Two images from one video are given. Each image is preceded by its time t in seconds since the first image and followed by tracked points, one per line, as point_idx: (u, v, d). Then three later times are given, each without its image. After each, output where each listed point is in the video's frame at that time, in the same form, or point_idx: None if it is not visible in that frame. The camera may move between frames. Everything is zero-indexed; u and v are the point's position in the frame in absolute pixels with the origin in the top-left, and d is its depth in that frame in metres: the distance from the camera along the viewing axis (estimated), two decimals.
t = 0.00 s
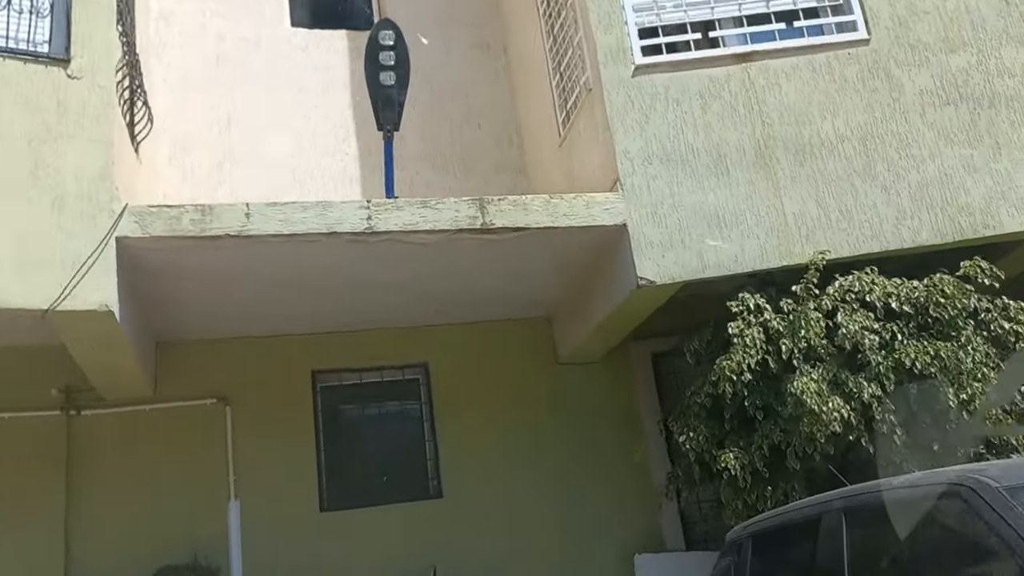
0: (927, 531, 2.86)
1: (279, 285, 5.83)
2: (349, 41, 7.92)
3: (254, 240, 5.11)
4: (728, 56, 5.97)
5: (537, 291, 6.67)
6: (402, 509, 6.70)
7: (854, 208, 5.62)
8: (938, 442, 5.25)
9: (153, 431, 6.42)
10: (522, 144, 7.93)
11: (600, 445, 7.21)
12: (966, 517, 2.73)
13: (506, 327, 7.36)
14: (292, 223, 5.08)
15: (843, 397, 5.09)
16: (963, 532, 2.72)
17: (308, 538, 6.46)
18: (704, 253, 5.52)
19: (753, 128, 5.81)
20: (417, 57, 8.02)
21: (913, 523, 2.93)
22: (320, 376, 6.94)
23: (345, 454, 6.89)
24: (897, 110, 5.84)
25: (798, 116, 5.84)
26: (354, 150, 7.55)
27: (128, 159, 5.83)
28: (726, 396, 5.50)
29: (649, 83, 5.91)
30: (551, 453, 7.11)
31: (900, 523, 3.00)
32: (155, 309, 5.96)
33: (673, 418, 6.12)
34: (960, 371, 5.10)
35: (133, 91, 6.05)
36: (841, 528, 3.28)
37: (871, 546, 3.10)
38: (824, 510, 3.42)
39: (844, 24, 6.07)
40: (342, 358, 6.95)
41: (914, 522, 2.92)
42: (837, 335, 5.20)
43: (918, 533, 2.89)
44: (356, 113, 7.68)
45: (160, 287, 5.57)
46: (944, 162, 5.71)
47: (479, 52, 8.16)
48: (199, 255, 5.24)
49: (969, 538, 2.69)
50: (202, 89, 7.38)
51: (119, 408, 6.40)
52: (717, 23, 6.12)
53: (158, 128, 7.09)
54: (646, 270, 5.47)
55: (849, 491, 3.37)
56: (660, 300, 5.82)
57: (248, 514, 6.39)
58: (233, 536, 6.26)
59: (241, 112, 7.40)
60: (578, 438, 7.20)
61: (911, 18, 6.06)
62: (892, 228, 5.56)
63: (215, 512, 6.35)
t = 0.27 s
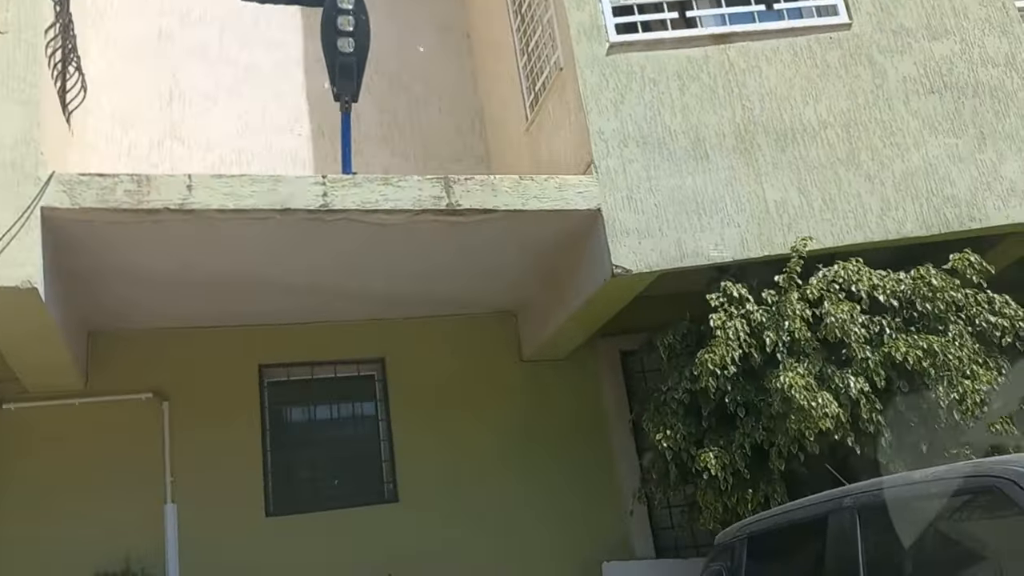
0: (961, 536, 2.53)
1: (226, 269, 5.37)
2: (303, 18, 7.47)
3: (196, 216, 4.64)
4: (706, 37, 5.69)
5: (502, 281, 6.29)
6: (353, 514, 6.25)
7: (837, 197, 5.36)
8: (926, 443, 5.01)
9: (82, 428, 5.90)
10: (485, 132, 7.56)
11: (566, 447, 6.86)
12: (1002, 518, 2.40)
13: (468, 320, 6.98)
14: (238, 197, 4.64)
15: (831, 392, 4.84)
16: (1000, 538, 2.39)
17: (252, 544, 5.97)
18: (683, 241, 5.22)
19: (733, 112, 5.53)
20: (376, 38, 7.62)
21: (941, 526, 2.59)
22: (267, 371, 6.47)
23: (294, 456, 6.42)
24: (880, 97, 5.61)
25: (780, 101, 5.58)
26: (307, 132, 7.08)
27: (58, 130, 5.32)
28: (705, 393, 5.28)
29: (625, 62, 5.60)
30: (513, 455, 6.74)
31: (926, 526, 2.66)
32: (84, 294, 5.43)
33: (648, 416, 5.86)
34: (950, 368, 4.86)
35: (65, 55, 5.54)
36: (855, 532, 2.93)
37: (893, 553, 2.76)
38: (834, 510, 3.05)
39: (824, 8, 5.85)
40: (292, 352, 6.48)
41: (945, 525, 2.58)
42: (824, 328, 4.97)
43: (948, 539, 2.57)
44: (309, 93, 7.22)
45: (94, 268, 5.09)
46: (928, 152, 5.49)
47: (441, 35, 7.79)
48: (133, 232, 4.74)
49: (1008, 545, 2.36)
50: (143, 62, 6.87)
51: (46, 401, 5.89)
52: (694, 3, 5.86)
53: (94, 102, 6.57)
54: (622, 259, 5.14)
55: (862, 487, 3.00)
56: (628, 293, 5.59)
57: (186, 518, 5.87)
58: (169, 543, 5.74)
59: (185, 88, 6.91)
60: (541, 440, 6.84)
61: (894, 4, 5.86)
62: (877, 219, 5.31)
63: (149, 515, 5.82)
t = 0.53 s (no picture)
0: (972, 527, 2.42)
1: (177, 249, 5.01)
2: None
3: (146, 186, 4.27)
4: (690, 16, 5.45)
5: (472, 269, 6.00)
6: (311, 513, 5.90)
7: (824, 183, 5.18)
8: (912, 438, 4.85)
9: (18, 419, 5.47)
10: (455, 116, 7.27)
11: (536, 444, 6.59)
12: None
13: (435, 311, 6.69)
14: (193, 167, 4.30)
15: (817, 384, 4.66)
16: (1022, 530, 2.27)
17: (202, 545, 5.59)
18: (666, 226, 4.99)
19: (717, 94, 5.31)
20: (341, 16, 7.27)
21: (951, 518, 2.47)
22: (220, 362, 6.11)
23: (249, 451, 6.03)
24: (867, 83, 5.44)
25: (765, 84, 5.36)
26: (267, 111, 6.72)
27: None
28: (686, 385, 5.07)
29: (605, 40, 5.34)
30: (479, 453, 6.44)
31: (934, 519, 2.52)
32: (21, 275, 5.02)
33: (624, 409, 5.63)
34: (938, 360, 4.71)
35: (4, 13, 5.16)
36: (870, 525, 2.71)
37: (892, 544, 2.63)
38: (844, 503, 2.84)
39: None
40: (248, 341, 6.13)
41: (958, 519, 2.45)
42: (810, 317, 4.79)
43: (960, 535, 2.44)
44: (271, 71, 6.86)
45: (31, 244, 4.70)
46: (916, 139, 5.34)
47: (410, 16, 7.48)
48: (77, 203, 4.33)
49: None
50: (92, 32, 6.44)
51: None
52: None
53: (38, 72, 6.15)
54: (603, 243, 4.89)
55: (873, 476, 2.81)
56: (604, 283, 5.37)
57: (131, 516, 5.48)
58: (113, 542, 5.35)
59: (138, 60, 6.50)
60: (509, 436, 6.56)
61: None
62: (865, 207, 5.15)
63: (92, 513, 5.41)
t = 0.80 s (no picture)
0: (973, 527, 2.35)
1: (145, 233, 4.74)
2: None
3: (112, 163, 3.99)
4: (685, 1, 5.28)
5: (456, 261, 5.78)
6: (284, 514, 5.63)
7: (821, 174, 5.03)
8: (910, 437, 4.69)
9: None
10: (438, 106, 7.05)
11: (518, 443, 6.37)
12: None
13: (415, 305, 6.46)
14: (164, 143, 4.04)
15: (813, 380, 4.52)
16: None
17: (168, 546, 5.30)
18: (659, 216, 4.80)
19: (712, 82, 5.14)
20: None
21: (954, 520, 2.39)
22: (190, 356, 5.83)
23: (219, 449, 5.75)
24: (865, 74, 5.30)
25: (762, 72, 5.20)
26: (242, 96, 6.46)
27: None
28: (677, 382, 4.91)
29: (597, 23, 5.15)
30: (459, 452, 6.22)
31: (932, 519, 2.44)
32: None
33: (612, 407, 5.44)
34: (939, 356, 4.55)
35: None
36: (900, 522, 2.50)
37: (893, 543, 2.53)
38: (869, 499, 2.61)
39: None
40: (219, 334, 5.87)
41: (960, 521, 2.38)
42: (806, 312, 4.65)
43: (961, 536, 2.37)
44: (246, 54, 6.60)
45: None
46: (914, 132, 5.20)
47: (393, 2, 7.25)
48: (36, 179, 4.04)
49: None
50: (58, 10, 6.14)
51: None
52: None
53: None
54: (595, 233, 4.69)
55: (901, 469, 2.58)
56: (598, 274, 5.10)
57: (93, 516, 5.18)
58: (72, 543, 5.04)
59: (107, 40, 6.21)
60: (491, 436, 6.33)
61: None
62: (863, 199, 5.00)
63: (50, 513, 5.10)
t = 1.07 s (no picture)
0: (974, 530, 2.24)
1: (126, 224, 4.59)
2: None
3: (92, 150, 3.85)
4: None
5: (447, 257, 5.66)
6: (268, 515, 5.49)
7: (820, 171, 4.95)
8: (908, 437, 4.63)
9: None
10: (429, 101, 6.93)
11: (508, 444, 6.26)
12: None
13: (404, 303, 6.33)
14: (147, 129, 3.90)
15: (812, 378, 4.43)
16: None
17: (147, 549, 5.15)
18: (656, 211, 4.71)
19: (710, 76, 5.05)
20: None
21: (953, 523, 2.28)
22: (172, 353, 5.66)
23: (202, 448, 5.60)
24: (864, 70, 5.22)
25: (760, 67, 5.11)
26: (229, 88, 6.32)
27: None
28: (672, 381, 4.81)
29: (593, 16, 5.05)
30: (448, 452, 6.10)
31: (931, 522, 2.33)
32: None
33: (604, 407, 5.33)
34: (938, 354, 4.48)
35: None
36: (906, 524, 2.39)
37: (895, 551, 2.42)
38: (874, 500, 2.51)
39: None
40: (203, 330, 5.73)
41: (959, 524, 2.27)
42: (804, 309, 4.56)
43: (962, 540, 2.26)
44: (234, 46, 6.46)
45: None
46: (913, 129, 5.13)
47: None
48: (13, 166, 3.89)
49: None
50: None
51: None
52: None
53: None
54: (590, 228, 4.59)
55: (907, 468, 2.47)
56: (592, 269, 4.96)
57: (70, 517, 5.02)
58: (48, 545, 4.88)
59: (90, 29, 6.06)
60: (481, 436, 6.22)
61: None
62: (862, 197, 4.92)
63: (25, 514, 4.93)
